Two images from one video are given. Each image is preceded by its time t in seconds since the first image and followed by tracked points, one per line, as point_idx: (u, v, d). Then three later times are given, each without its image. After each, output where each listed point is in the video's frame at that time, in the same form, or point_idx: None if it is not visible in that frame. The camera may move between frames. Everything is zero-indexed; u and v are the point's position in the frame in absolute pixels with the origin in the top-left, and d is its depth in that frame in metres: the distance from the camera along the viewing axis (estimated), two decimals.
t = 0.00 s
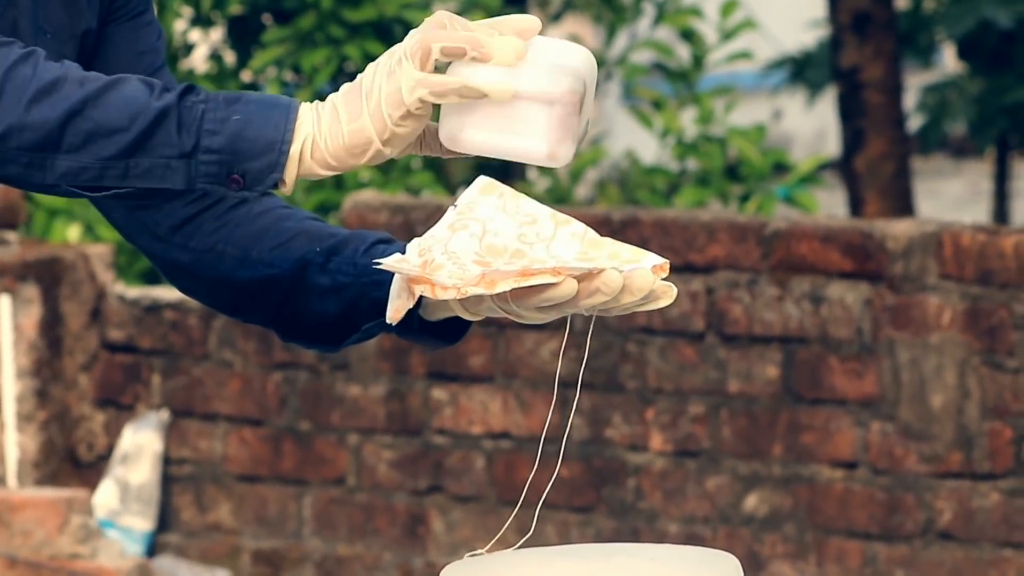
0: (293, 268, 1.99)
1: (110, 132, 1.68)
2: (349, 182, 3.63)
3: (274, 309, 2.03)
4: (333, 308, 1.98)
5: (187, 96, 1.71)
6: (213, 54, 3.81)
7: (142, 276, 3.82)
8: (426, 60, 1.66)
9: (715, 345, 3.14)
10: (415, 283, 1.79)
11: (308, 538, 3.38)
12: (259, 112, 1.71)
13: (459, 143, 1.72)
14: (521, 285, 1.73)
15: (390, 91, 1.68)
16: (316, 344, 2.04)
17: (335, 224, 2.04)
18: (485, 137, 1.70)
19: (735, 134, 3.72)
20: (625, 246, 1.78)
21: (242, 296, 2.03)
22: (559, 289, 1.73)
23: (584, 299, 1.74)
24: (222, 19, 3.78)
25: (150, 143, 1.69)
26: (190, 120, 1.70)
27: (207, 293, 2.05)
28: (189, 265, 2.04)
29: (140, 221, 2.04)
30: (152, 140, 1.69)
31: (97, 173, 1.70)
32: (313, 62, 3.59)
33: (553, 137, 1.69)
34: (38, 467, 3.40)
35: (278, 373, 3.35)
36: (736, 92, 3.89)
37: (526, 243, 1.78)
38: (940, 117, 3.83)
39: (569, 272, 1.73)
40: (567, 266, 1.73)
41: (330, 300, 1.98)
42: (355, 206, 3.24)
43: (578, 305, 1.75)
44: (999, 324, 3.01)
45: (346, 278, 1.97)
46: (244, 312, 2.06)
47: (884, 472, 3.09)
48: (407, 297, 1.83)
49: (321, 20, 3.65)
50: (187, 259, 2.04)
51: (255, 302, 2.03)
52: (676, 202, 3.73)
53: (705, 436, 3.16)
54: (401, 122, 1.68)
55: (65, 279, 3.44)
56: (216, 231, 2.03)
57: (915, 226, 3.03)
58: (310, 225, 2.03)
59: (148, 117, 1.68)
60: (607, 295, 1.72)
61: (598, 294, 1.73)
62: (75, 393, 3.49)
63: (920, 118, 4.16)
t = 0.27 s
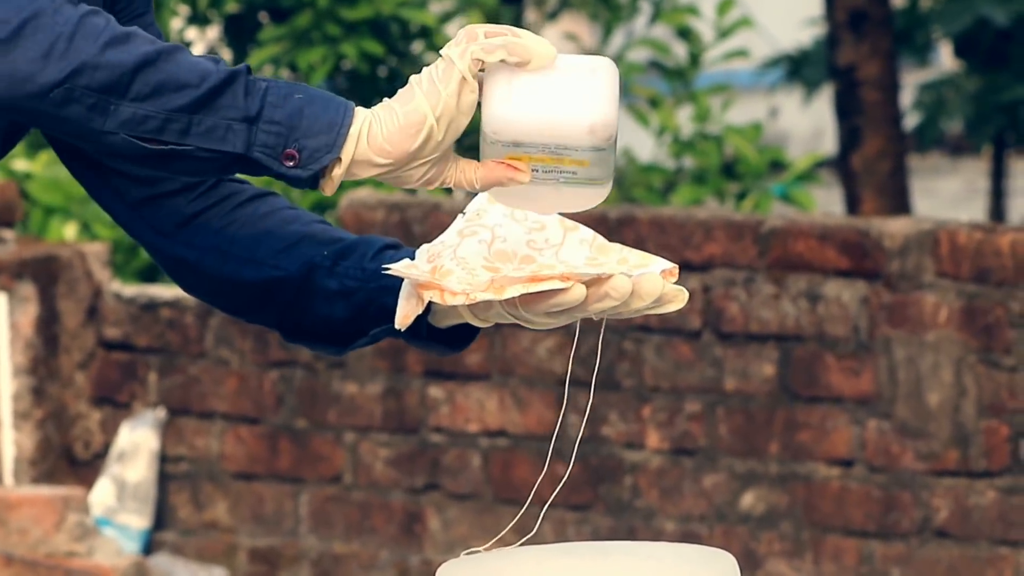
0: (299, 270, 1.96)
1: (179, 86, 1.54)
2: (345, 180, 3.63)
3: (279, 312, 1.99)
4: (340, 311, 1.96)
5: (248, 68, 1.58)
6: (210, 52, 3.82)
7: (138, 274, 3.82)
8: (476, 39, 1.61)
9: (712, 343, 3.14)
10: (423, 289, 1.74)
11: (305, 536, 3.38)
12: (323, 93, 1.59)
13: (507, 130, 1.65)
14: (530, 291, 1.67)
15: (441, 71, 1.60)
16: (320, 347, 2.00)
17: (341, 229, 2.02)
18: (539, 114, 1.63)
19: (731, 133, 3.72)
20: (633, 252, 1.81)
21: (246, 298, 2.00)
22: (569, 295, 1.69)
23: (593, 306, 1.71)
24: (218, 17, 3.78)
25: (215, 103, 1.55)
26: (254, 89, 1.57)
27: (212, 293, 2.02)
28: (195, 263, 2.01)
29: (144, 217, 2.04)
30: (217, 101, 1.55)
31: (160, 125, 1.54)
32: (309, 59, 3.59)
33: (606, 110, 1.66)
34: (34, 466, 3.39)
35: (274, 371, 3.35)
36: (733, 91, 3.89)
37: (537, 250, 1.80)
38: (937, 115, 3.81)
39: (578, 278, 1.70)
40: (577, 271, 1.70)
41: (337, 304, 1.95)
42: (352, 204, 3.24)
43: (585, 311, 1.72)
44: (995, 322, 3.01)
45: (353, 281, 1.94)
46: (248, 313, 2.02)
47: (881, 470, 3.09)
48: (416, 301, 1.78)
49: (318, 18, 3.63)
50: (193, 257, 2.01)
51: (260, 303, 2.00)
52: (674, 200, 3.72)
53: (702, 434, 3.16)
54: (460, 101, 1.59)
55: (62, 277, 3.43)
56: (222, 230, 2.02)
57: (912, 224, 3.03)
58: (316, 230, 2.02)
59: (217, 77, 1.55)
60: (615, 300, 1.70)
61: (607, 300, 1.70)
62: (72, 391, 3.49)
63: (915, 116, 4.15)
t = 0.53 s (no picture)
0: (301, 267, 1.96)
1: (193, 81, 1.62)
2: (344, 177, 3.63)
3: (280, 308, 2.00)
4: (343, 308, 1.94)
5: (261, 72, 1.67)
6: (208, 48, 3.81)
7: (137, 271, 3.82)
8: (469, 43, 1.68)
9: (710, 340, 3.14)
10: (431, 284, 1.77)
11: (303, 533, 3.38)
12: (330, 98, 1.67)
13: (509, 126, 1.69)
14: (534, 278, 1.70)
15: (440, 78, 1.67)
16: (325, 342, 2.01)
17: (344, 226, 2.01)
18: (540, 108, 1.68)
19: (730, 129, 3.72)
20: (637, 246, 1.86)
21: (248, 293, 2.01)
22: (573, 280, 1.72)
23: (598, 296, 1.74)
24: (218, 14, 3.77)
25: (227, 100, 1.63)
26: (266, 89, 1.65)
27: (214, 290, 2.03)
28: (196, 259, 2.03)
29: (145, 215, 2.07)
30: (228, 98, 1.63)
31: (172, 116, 1.62)
32: (308, 56, 3.58)
33: (604, 99, 1.70)
34: (32, 463, 3.41)
35: (273, 368, 3.35)
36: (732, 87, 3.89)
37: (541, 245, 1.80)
38: (936, 112, 3.80)
39: (582, 263, 1.72)
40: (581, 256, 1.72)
41: (339, 300, 1.94)
42: (351, 201, 3.23)
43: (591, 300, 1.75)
44: (994, 319, 3.01)
45: (355, 277, 1.93)
46: (250, 310, 2.03)
47: (879, 467, 3.09)
48: (421, 297, 1.80)
49: (316, 15, 3.63)
50: (194, 254, 2.03)
51: (262, 300, 2.00)
52: (672, 197, 3.73)
53: (701, 431, 3.16)
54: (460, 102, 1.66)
55: (61, 273, 3.43)
56: (221, 227, 2.03)
57: (911, 221, 3.03)
58: (319, 227, 2.01)
59: (230, 74, 1.63)
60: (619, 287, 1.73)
61: (610, 286, 1.73)
62: (70, 388, 3.49)
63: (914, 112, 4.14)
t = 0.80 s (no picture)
0: (302, 260, 1.96)
1: (204, 11, 1.70)
2: (343, 174, 3.63)
3: (280, 302, 1.99)
4: (344, 301, 1.96)
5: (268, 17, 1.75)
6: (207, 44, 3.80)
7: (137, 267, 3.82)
8: None
9: (710, 336, 3.14)
10: (431, 275, 1.79)
11: (303, 530, 3.39)
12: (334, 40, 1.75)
13: (504, 61, 1.72)
14: (535, 264, 1.73)
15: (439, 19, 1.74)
16: (327, 336, 2.01)
17: (344, 221, 2.02)
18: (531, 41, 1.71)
19: (730, 126, 3.72)
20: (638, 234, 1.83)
21: (247, 288, 2.00)
22: (573, 264, 1.73)
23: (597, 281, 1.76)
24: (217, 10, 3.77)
25: (236, 32, 1.70)
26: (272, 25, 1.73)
27: (214, 286, 2.03)
28: (196, 256, 2.02)
29: (145, 211, 2.06)
30: (237, 31, 1.70)
31: (183, 45, 1.69)
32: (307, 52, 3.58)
33: (594, 29, 1.73)
34: (32, 460, 3.41)
35: (272, 364, 3.35)
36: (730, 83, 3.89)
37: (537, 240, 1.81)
38: (934, 109, 3.79)
39: (582, 246, 1.74)
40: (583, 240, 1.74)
41: (341, 294, 1.95)
42: (349, 197, 3.23)
43: (590, 285, 1.76)
44: (993, 316, 3.01)
45: (357, 271, 1.94)
46: (250, 306, 2.02)
47: (879, 464, 3.09)
48: (423, 290, 1.82)
49: (315, 12, 3.64)
50: (194, 250, 2.02)
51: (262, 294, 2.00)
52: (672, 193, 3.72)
53: (700, 428, 3.16)
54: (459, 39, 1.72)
55: (60, 269, 3.43)
56: (221, 223, 2.03)
57: (910, 218, 3.03)
58: (319, 221, 2.01)
59: (239, 8, 1.71)
60: (619, 272, 1.75)
61: (611, 270, 1.75)
62: (69, 384, 3.49)
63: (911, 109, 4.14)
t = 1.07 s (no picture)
0: (296, 260, 1.92)
1: (181, 33, 1.52)
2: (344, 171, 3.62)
3: (277, 302, 1.95)
4: (340, 301, 1.91)
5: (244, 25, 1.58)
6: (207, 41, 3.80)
7: (137, 264, 3.82)
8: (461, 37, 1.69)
9: (710, 334, 3.14)
10: (434, 285, 1.67)
11: (303, 527, 3.39)
12: (315, 48, 1.60)
13: (501, 117, 1.66)
14: (539, 254, 1.61)
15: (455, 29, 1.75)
16: (325, 336, 1.97)
17: (341, 220, 1.98)
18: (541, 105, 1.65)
19: (731, 123, 3.71)
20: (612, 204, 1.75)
21: (244, 288, 1.97)
22: (570, 245, 1.61)
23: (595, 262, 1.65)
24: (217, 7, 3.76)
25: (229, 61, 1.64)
26: (251, 42, 1.56)
27: (211, 286, 2.00)
28: (193, 256, 2.00)
29: (142, 210, 2.05)
30: (216, 53, 1.54)
31: (155, 74, 1.52)
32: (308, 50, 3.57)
33: (596, 110, 1.66)
34: (32, 455, 3.38)
35: (273, 361, 3.35)
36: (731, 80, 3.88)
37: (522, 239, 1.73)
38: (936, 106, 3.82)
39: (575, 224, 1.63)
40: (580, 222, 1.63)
41: (335, 293, 1.91)
42: (350, 194, 3.23)
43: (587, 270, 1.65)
44: (994, 313, 3.01)
45: (352, 270, 1.90)
46: (247, 306, 1.99)
47: (879, 462, 3.09)
48: (421, 298, 1.73)
49: (316, 9, 3.63)
50: (190, 250, 2.00)
51: (258, 294, 1.96)
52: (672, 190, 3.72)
53: (700, 425, 3.16)
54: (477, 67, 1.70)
55: (61, 267, 3.43)
56: (217, 222, 2.00)
57: (910, 215, 3.03)
58: (315, 220, 1.98)
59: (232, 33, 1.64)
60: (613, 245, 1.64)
61: (605, 245, 1.64)
62: (70, 381, 3.49)
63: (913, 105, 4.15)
